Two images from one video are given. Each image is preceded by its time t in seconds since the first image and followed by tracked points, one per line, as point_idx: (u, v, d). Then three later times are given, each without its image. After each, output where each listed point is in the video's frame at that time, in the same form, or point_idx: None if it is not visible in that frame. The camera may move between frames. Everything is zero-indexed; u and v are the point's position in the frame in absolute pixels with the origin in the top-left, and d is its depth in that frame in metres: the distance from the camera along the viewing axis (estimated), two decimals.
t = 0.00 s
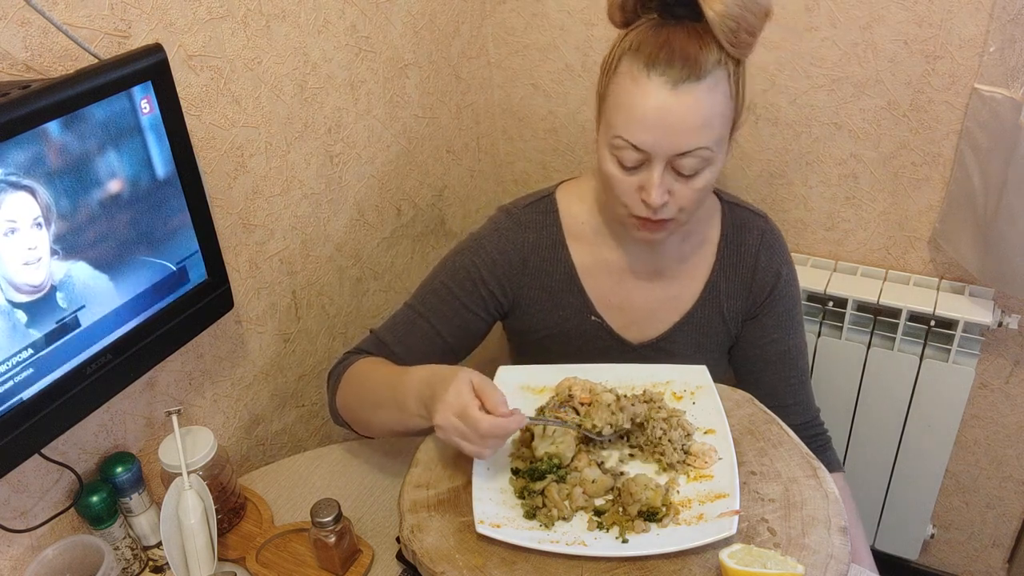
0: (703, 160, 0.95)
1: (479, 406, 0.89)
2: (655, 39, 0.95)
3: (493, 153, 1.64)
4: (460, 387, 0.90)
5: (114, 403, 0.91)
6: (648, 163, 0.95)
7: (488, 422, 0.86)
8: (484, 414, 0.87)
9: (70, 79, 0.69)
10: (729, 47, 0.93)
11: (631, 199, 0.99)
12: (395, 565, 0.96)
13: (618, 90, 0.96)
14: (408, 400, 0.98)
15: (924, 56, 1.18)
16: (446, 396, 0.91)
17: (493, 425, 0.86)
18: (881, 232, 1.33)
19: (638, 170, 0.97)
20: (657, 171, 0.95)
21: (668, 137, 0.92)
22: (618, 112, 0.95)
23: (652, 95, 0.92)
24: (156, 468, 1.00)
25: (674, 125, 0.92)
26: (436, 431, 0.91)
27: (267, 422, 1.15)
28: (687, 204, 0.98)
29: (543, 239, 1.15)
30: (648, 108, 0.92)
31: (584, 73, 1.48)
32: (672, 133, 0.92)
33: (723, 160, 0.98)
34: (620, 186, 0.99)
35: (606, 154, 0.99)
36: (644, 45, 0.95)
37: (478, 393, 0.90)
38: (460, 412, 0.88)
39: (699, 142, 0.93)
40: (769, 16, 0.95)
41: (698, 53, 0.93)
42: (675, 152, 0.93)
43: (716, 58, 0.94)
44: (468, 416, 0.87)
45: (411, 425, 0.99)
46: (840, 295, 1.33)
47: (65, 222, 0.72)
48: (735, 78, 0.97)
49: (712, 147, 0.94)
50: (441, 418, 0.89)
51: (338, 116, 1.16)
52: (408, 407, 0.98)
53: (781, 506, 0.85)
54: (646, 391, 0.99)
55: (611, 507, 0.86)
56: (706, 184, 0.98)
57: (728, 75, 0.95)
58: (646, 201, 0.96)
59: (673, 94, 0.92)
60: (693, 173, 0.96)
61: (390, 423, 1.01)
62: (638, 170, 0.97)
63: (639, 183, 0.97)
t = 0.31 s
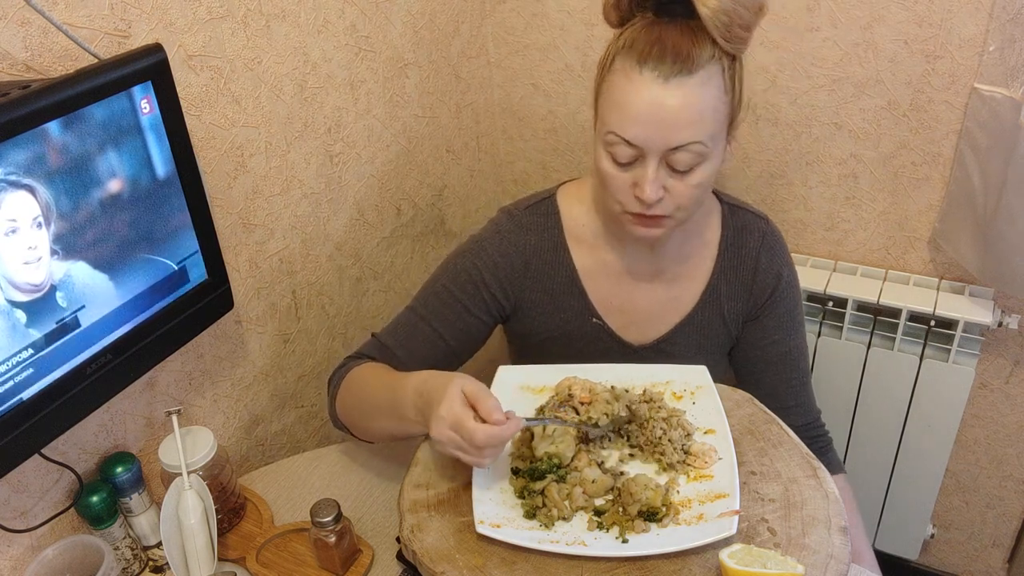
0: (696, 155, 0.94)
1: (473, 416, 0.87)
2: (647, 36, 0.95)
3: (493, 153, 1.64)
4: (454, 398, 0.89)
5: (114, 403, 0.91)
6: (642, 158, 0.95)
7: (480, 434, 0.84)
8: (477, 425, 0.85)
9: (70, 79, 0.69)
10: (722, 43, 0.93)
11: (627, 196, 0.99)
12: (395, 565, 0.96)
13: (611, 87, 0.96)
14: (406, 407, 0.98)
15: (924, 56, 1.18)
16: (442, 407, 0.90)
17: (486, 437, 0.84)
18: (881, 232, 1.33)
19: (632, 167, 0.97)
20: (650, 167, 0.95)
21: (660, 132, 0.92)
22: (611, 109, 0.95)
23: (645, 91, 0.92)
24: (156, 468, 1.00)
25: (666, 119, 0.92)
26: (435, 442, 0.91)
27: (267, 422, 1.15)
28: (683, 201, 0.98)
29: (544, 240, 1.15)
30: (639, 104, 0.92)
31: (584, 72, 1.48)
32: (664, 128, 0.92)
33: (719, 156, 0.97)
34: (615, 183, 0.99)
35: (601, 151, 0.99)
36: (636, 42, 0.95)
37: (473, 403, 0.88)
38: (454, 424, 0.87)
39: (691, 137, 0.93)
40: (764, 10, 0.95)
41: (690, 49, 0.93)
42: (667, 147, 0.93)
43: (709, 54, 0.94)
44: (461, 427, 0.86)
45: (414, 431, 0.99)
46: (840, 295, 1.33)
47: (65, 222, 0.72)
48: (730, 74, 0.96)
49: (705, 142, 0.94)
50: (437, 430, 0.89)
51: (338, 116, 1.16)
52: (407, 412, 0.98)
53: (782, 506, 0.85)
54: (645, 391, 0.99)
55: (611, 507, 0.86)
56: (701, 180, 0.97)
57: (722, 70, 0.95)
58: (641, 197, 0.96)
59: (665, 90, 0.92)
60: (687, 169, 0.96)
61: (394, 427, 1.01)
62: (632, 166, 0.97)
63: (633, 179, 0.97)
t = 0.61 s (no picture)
0: (691, 154, 0.94)
1: (464, 403, 0.88)
2: (641, 36, 0.95)
3: (493, 153, 1.64)
4: (443, 388, 0.90)
5: (114, 403, 0.91)
6: (637, 158, 0.95)
7: (472, 418, 0.85)
8: (469, 410, 0.86)
9: (70, 79, 0.69)
10: (715, 42, 0.93)
11: (623, 197, 0.98)
12: (395, 565, 0.96)
13: (605, 87, 0.96)
14: (402, 406, 0.98)
15: (924, 56, 1.18)
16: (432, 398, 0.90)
17: (479, 420, 0.85)
18: (881, 232, 1.33)
19: (627, 167, 0.97)
20: (644, 167, 0.94)
21: (654, 131, 0.92)
22: (605, 109, 0.95)
23: (638, 90, 0.92)
24: (156, 468, 1.00)
25: (659, 118, 0.92)
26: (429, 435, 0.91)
27: (267, 422, 1.15)
28: (679, 201, 0.97)
29: (544, 240, 1.15)
30: (633, 103, 0.92)
31: (584, 73, 1.48)
32: (658, 127, 0.92)
33: (714, 156, 0.97)
34: (611, 184, 0.99)
35: (596, 152, 0.99)
36: (630, 42, 0.95)
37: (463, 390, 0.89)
38: (446, 413, 0.88)
39: (685, 135, 0.92)
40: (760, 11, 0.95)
41: (683, 48, 0.93)
42: (662, 145, 0.93)
43: (702, 53, 0.94)
44: (453, 415, 0.87)
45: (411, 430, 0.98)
46: (841, 296, 1.33)
47: (65, 222, 0.72)
48: (724, 73, 0.96)
49: (699, 141, 0.94)
50: (430, 422, 0.89)
51: (338, 116, 1.16)
52: (403, 412, 0.98)
53: (782, 506, 0.85)
54: (646, 391, 0.99)
55: (611, 507, 0.86)
56: (697, 180, 0.97)
57: (716, 70, 0.95)
58: (636, 197, 0.96)
59: (659, 89, 0.92)
60: (682, 168, 0.95)
61: (391, 428, 1.01)
62: (627, 166, 0.97)
63: (628, 179, 0.97)
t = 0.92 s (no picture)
0: (701, 146, 0.93)
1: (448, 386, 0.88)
2: (647, 31, 0.95)
3: (493, 153, 1.64)
4: (428, 376, 0.90)
5: (114, 403, 0.91)
6: (646, 150, 0.94)
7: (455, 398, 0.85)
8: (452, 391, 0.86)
9: (69, 79, 0.69)
10: (721, 36, 0.94)
11: (630, 192, 0.97)
12: (395, 565, 0.96)
13: (611, 81, 0.95)
14: (396, 405, 0.98)
15: (924, 56, 1.18)
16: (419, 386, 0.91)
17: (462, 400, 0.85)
18: (881, 232, 1.33)
19: (636, 161, 0.95)
20: (655, 159, 0.94)
21: (665, 122, 0.91)
22: (612, 103, 0.94)
23: (649, 81, 0.92)
24: (156, 468, 1.00)
25: (672, 107, 0.91)
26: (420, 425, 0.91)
27: (266, 422, 1.15)
28: (687, 195, 0.96)
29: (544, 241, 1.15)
30: (642, 95, 0.92)
31: (584, 73, 1.49)
32: (669, 118, 0.91)
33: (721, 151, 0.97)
34: (618, 178, 0.97)
35: (601, 148, 0.97)
36: (636, 36, 0.95)
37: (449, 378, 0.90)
38: (432, 398, 0.88)
39: (696, 126, 0.92)
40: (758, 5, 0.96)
41: (692, 42, 0.94)
42: (674, 135, 0.92)
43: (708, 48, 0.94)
44: (438, 400, 0.87)
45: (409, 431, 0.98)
46: (841, 295, 1.33)
47: (65, 222, 0.72)
48: (727, 70, 0.97)
49: (709, 132, 0.93)
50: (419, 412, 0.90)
51: (338, 116, 1.16)
52: (398, 412, 0.98)
53: (781, 506, 0.85)
54: (646, 391, 0.99)
55: (611, 507, 0.86)
56: (706, 173, 0.96)
57: (721, 65, 0.95)
58: (647, 189, 0.94)
59: (668, 80, 0.92)
60: (692, 160, 0.95)
61: (391, 431, 1.00)
62: (636, 160, 0.95)
63: (637, 172, 0.95)
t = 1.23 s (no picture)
0: (701, 152, 0.93)
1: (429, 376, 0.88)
2: (654, 34, 0.95)
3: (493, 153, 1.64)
4: (409, 369, 0.91)
5: (114, 403, 0.91)
6: (648, 153, 0.93)
7: (434, 385, 0.85)
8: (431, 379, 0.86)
9: (69, 79, 0.69)
10: (727, 46, 0.94)
11: (626, 194, 0.96)
12: (395, 565, 0.96)
13: (617, 81, 0.94)
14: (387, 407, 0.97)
15: (924, 56, 1.18)
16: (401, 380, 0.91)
17: (441, 386, 0.85)
18: (881, 232, 1.33)
19: (635, 163, 0.95)
20: (656, 161, 0.93)
21: (669, 124, 0.91)
22: (617, 103, 0.94)
23: (655, 84, 0.91)
24: (156, 468, 1.00)
25: (677, 110, 0.91)
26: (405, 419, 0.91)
27: (266, 423, 1.15)
28: (684, 202, 0.96)
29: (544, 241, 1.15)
30: (648, 96, 0.91)
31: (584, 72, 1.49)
32: (673, 121, 0.91)
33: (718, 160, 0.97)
34: (616, 180, 0.96)
35: (600, 148, 0.97)
36: (643, 38, 0.95)
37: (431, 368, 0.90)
38: (413, 389, 0.88)
39: (699, 131, 0.92)
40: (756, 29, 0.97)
41: (700, 47, 0.94)
42: (677, 138, 0.91)
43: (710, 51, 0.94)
44: (418, 389, 0.87)
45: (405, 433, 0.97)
46: (840, 296, 1.33)
47: (65, 222, 0.72)
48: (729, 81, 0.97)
49: (711, 139, 0.93)
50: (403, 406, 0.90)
51: (338, 115, 1.16)
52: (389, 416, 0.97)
53: (781, 506, 0.85)
54: (646, 391, 0.99)
55: (611, 507, 0.86)
56: (703, 181, 0.96)
57: (725, 76, 0.95)
58: (646, 191, 0.93)
59: (674, 83, 0.91)
60: (691, 165, 0.94)
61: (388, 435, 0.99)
62: (635, 162, 0.95)
63: (637, 174, 0.94)
